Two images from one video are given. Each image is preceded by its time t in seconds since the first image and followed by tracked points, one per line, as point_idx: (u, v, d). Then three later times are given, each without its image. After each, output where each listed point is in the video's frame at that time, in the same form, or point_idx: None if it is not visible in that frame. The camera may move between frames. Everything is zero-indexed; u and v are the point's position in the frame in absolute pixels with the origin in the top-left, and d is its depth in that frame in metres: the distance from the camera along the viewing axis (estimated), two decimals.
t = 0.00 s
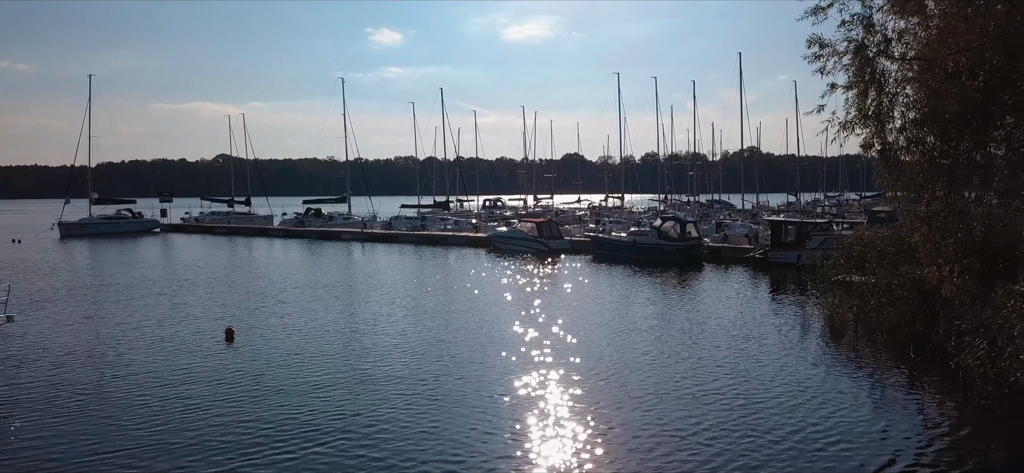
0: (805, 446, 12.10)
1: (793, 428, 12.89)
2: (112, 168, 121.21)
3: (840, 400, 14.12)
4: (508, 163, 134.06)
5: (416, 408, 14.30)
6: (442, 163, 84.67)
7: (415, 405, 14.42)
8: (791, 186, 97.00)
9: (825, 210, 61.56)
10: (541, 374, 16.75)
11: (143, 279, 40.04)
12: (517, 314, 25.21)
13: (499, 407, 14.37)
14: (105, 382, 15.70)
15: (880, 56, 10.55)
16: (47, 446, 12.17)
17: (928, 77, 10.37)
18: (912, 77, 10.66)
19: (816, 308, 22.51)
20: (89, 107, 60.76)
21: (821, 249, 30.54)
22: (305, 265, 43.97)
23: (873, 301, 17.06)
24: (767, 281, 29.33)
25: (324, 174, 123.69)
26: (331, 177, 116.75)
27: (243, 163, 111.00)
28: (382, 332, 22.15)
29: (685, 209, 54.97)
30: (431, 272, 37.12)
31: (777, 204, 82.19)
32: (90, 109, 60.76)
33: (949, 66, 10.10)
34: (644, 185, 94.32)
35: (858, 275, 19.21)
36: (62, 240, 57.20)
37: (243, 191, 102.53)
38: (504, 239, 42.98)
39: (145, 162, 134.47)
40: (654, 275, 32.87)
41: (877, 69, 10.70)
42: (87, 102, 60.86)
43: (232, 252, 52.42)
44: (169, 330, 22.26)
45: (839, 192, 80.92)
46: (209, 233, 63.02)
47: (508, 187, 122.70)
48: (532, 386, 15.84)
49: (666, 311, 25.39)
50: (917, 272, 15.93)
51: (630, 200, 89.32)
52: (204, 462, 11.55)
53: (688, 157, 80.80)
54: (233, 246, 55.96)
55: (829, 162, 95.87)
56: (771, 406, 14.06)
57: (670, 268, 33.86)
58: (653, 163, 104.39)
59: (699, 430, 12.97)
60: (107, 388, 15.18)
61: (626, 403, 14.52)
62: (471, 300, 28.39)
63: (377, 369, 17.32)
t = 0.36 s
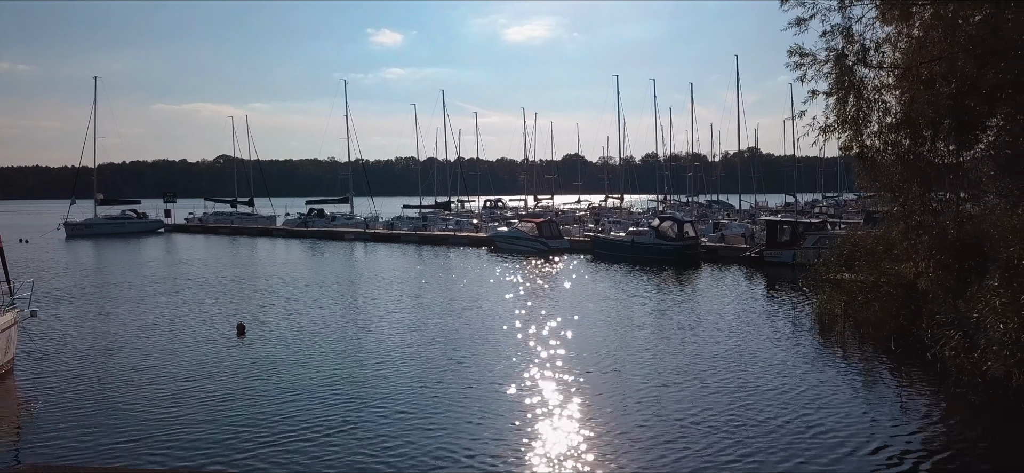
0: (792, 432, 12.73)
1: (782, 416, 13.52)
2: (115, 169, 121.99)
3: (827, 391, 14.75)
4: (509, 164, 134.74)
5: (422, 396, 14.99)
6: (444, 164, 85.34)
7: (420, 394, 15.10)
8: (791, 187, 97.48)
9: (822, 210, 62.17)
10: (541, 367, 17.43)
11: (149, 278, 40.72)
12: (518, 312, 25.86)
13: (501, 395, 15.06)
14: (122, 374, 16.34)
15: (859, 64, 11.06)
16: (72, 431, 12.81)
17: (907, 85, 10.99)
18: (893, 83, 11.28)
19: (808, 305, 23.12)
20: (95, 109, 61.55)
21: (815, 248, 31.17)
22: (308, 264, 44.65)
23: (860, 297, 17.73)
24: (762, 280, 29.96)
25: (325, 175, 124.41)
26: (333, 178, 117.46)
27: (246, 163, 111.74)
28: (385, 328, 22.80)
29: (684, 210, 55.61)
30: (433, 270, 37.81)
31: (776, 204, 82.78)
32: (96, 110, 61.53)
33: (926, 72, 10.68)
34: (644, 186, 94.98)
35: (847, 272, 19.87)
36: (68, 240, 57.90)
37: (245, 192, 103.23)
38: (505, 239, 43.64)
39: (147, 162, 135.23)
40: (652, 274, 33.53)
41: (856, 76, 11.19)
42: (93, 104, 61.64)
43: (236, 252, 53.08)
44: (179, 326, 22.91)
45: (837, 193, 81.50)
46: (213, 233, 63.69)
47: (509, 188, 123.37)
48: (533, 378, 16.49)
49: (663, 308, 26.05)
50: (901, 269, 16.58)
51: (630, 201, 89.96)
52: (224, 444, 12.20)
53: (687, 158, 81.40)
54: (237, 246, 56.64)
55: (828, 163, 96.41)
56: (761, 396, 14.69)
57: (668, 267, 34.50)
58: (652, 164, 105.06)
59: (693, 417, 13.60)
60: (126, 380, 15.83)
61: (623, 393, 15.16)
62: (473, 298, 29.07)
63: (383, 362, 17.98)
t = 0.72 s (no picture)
0: (782, 419, 13.37)
1: (772, 404, 14.17)
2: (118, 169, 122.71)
3: (815, 381, 15.40)
4: (509, 164, 135.47)
5: (428, 386, 15.71)
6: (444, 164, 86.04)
7: (426, 384, 15.82)
8: (790, 187, 98.16)
9: (819, 210, 62.90)
10: (541, 360, 18.14)
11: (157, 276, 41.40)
12: (518, 309, 26.57)
13: (503, 385, 15.76)
14: (139, 366, 16.99)
15: (840, 71, 11.71)
16: (97, 418, 13.47)
17: (887, 91, 11.65)
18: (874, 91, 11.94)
19: (800, 301, 23.82)
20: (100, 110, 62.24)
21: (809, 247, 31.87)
22: (312, 263, 45.35)
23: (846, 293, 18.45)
24: (757, 278, 30.66)
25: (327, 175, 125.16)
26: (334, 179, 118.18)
27: (248, 163, 112.46)
28: (389, 324, 23.44)
29: (682, 210, 56.32)
30: (434, 269, 38.53)
31: (774, 204, 83.49)
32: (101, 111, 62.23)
33: (902, 80, 11.35)
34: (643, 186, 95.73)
35: (835, 269, 20.59)
36: (74, 240, 58.63)
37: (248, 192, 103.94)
38: (506, 239, 44.35)
39: (149, 163, 135.97)
40: (650, 272, 34.24)
41: (835, 83, 11.89)
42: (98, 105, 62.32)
43: (240, 251, 53.78)
44: (190, 322, 23.58)
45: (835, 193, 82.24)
46: (217, 232, 64.41)
47: (509, 188, 124.13)
48: (533, 369, 17.20)
49: (659, 305, 26.77)
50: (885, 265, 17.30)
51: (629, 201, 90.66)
52: (243, 429, 12.88)
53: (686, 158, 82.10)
54: (241, 245, 57.34)
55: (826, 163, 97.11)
56: (751, 388, 15.36)
57: (666, 266, 35.20)
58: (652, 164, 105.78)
59: (687, 405, 14.28)
60: (143, 372, 16.50)
61: (619, 384, 15.82)
62: (474, 295, 29.78)
63: (388, 355, 18.65)
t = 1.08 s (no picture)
0: (772, 408, 14.01)
1: (763, 395, 14.81)
2: (121, 169, 123.48)
3: (804, 373, 16.06)
4: (510, 164, 136.17)
5: (433, 375, 16.41)
6: (446, 164, 86.74)
7: (431, 374, 16.50)
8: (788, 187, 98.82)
9: (817, 210, 63.59)
10: (541, 353, 18.84)
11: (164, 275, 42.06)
12: (519, 305, 27.26)
13: (506, 376, 16.45)
14: (154, 359, 17.64)
15: (822, 78, 12.47)
16: (117, 406, 14.10)
17: (869, 95, 12.35)
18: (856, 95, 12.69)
19: (792, 298, 24.52)
20: (105, 111, 62.99)
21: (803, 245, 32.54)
22: (316, 262, 46.05)
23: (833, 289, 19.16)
24: (752, 275, 31.34)
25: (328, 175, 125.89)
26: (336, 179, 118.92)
27: (250, 163, 113.18)
28: (393, 320, 24.09)
29: (680, 209, 57.02)
30: (436, 267, 39.23)
31: (773, 204, 84.18)
32: (106, 112, 62.99)
33: (881, 85, 12.11)
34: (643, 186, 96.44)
35: (825, 265, 21.29)
36: (80, 240, 59.32)
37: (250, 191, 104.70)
38: (506, 237, 45.02)
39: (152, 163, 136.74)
40: (648, 270, 34.92)
41: (817, 88, 12.66)
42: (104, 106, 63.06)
43: (244, 250, 54.50)
44: (200, 318, 24.25)
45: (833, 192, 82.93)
46: (221, 232, 65.06)
47: (510, 188, 124.90)
48: (534, 361, 17.90)
49: (657, 302, 27.44)
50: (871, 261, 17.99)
51: (629, 200, 91.29)
52: (259, 416, 13.56)
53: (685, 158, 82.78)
54: (245, 244, 58.06)
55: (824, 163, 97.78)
56: (744, 380, 16.02)
57: (664, 264, 35.89)
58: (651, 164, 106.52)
59: (682, 394, 14.96)
60: (159, 364, 17.15)
61: (616, 376, 16.48)
62: (476, 292, 30.48)
63: (393, 348, 19.31)
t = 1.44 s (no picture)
0: (762, 398, 14.69)
1: (755, 385, 15.49)
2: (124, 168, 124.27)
3: (794, 364, 16.73)
4: (510, 164, 136.86)
5: (437, 366, 17.12)
6: (447, 164, 87.42)
7: (435, 365, 17.23)
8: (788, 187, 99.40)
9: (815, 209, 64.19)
10: (541, 346, 19.55)
11: (171, 272, 42.77)
12: (520, 301, 27.96)
13: (507, 367, 17.15)
14: (170, 352, 18.34)
15: (806, 83, 13.26)
16: (138, 393, 14.83)
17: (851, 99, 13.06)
18: (839, 100, 13.47)
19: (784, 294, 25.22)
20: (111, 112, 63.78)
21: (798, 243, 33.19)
22: (320, 260, 46.76)
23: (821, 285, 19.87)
24: (748, 273, 31.99)
25: (331, 175, 126.63)
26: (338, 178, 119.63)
27: (253, 163, 113.93)
28: (396, 316, 24.79)
29: (679, 208, 57.67)
30: (438, 265, 39.96)
31: (772, 203, 84.77)
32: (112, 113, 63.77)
33: (862, 90, 12.86)
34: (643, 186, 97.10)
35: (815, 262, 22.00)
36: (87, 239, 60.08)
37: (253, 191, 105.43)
38: (507, 236, 45.70)
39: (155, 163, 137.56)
40: (647, 268, 35.59)
41: (801, 93, 13.47)
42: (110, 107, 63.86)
43: (249, 248, 55.25)
44: (210, 314, 24.98)
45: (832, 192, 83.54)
46: (225, 231, 65.80)
47: (511, 187, 125.58)
48: (534, 354, 18.61)
49: (654, 298, 28.13)
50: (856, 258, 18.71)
51: (629, 200, 91.93)
52: (272, 403, 14.27)
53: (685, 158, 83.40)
54: (249, 243, 58.80)
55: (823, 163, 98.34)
56: (737, 372, 16.70)
57: (662, 262, 36.57)
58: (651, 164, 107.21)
59: (675, 384, 15.67)
60: (175, 357, 17.85)
61: (613, 368, 17.14)
62: (477, 289, 31.19)
63: (398, 342, 20.02)
